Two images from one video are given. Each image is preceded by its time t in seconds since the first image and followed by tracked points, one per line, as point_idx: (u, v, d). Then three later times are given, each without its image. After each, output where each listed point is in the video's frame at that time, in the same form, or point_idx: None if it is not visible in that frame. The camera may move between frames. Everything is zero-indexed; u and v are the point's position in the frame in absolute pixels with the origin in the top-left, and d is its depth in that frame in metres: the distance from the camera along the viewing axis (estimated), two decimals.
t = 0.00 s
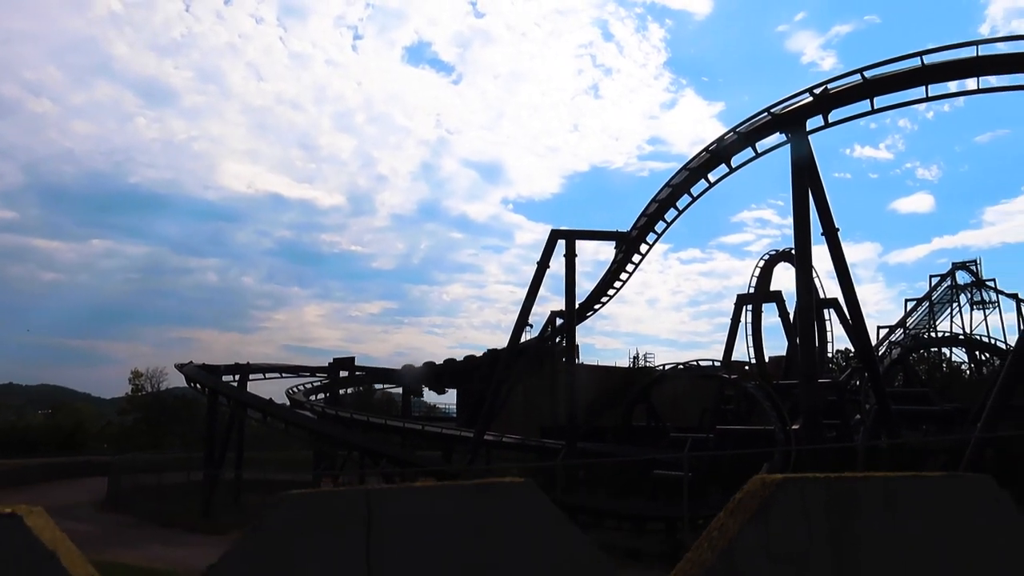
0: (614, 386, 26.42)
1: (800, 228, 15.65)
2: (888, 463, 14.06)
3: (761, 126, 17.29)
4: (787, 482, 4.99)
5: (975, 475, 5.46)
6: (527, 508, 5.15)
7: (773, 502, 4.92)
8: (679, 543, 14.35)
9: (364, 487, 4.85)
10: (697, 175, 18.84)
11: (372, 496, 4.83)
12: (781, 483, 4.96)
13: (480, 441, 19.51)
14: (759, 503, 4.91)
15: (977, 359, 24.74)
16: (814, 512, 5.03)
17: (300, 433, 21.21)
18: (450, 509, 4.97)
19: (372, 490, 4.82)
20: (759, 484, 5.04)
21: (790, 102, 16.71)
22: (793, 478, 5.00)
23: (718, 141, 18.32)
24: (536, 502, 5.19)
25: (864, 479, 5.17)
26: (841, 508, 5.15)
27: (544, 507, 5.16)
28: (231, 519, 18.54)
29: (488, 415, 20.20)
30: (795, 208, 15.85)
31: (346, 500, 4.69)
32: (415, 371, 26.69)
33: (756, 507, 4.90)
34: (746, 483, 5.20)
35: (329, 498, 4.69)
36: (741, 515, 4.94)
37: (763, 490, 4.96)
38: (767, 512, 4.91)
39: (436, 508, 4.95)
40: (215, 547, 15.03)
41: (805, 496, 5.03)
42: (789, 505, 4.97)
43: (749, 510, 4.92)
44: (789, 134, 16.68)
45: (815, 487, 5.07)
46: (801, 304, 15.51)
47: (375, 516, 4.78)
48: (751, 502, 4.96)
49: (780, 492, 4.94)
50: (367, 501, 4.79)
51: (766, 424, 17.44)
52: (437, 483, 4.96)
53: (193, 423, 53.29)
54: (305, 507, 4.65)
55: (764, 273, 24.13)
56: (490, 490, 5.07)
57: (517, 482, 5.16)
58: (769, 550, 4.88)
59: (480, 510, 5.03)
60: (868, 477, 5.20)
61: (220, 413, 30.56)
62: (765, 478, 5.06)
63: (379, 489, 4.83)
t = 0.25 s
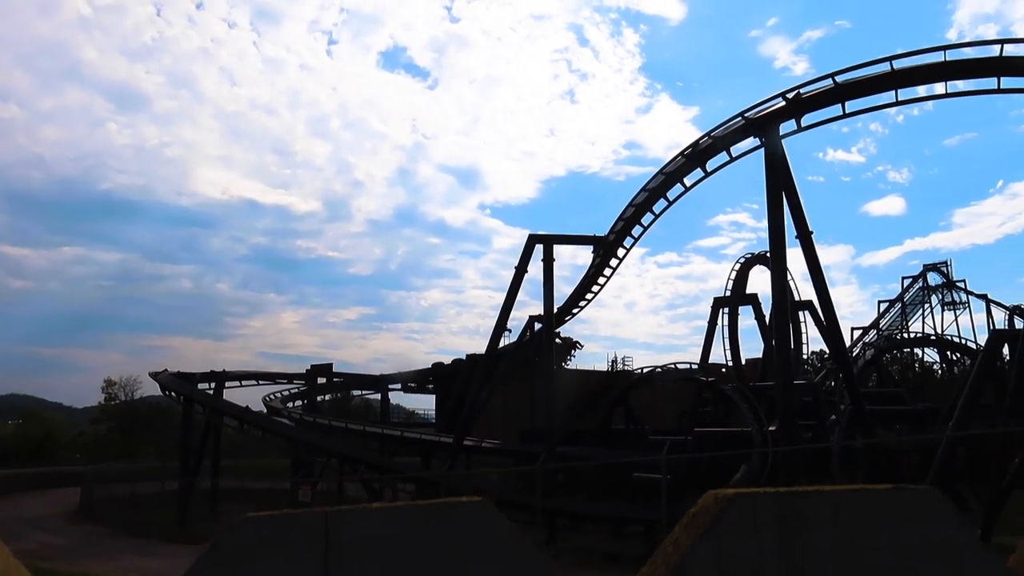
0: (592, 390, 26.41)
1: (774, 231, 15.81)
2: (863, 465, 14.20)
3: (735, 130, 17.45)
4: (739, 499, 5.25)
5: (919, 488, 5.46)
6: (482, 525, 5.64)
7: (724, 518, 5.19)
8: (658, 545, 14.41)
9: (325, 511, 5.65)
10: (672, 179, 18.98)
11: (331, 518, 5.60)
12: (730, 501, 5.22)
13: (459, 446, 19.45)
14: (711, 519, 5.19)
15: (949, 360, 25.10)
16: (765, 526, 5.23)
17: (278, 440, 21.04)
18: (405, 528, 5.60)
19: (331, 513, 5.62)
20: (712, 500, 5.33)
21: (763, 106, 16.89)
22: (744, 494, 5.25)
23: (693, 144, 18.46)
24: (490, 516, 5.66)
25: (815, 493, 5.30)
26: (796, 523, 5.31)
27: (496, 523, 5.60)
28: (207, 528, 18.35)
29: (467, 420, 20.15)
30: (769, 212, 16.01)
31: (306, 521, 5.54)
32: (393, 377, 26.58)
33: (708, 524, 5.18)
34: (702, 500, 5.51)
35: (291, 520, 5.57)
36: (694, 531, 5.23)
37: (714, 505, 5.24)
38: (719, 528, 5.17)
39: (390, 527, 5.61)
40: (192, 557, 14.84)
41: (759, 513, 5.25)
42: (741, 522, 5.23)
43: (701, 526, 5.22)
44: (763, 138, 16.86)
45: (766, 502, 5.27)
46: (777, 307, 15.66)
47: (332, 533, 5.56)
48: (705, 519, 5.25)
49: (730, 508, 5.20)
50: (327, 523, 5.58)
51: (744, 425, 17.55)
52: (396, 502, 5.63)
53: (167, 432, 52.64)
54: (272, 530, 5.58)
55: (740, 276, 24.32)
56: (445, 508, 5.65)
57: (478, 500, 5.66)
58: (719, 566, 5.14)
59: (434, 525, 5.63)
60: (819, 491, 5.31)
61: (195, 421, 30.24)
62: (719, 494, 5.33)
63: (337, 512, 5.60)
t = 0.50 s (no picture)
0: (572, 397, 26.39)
1: (754, 237, 15.94)
2: (842, 469, 14.31)
3: (715, 137, 17.58)
4: (706, 503, 5.21)
5: (882, 491, 5.67)
6: (447, 534, 5.72)
7: (691, 523, 5.12)
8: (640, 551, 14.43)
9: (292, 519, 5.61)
10: (652, 186, 19.09)
11: (298, 526, 5.57)
12: (697, 506, 5.17)
13: (442, 453, 19.38)
14: (678, 525, 5.10)
15: (926, 364, 25.41)
16: (732, 531, 5.24)
17: (258, 448, 20.87)
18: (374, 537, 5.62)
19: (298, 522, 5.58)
20: (680, 505, 5.27)
21: (743, 113, 17.03)
22: (711, 499, 5.22)
23: (673, 151, 18.57)
24: (456, 527, 5.75)
25: (778, 499, 5.42)
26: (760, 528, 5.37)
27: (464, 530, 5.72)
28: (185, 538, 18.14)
29: (449, 427, 20.09)
30: (749, 218, 16.13)
31: (273, 529, 5.50)
32: (375, 384, 26.47)
33: (676, 529, 5.09)
34: (668, 505, 5.45)
35: (255, 529, 5.50)
36: (662, 537, 5.13)
37: (682, 510, 5.18)
38: (686, 534, 5.09)
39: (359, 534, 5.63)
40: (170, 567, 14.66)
41: (726, 516, 5.24)
42: (709, 527, 5.18)
43: (669, 531, 5.12)
44: (743, 145, 17.00)
45: (732, 506, 5.28)
46: (756, 312, 15.77)
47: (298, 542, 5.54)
48: (672, 524, 5.16)
49: (697, 512, 5.15)
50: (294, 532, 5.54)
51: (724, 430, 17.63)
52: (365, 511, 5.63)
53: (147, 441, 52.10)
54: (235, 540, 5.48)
55: (720, 282, 24.48)
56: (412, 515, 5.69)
57: (446, 508, 5.77)
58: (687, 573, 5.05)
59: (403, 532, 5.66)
60: (782, 496, 5.43)
61: (174, 429, 29.93)
62: (687, 499, 5.29)
63: (304, 520, 5.57)
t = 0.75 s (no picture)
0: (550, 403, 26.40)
1: (729, 243, 16.07)
2: (817, 474, 14.45)
3: (691, 144, 17.72)
4: (669, 510, 5.09)
5: (844, 496, 5.38)
6: (412, 545, 5.27)
7: (653, 530, 5.02)
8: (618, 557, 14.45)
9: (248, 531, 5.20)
10: (628, 194, 19.21)
11: (257, 538, 5.16)
12: (659, 512, 5.06)
13: (419, 461, 19.28)
14: (639, 531, 5.02)
15: (899, 369, 25.75)
16: (693, 538, 5.10)
17: (233, 457, 20.65)
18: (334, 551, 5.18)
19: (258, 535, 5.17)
20: (643, 511, 5.17)
21: (718, 121, 17.19)
22: (674, 504, 5.10)
23: (650, 159, 18.71)
24: (420, 538, 5.28)
25: (741, 506, 5.22)
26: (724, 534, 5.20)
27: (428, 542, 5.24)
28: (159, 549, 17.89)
29: (427, 434, 20.02)
30: (725, 225, 16.26)
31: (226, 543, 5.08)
32: (352, 392, 26.30)
33: (637, 537, 5.01)
34: (633, 512, 5.35)
35: (211, 542, 5.09)
36: (624, 545, 5.04)
37: (644, 517, 5.08)
38: (648, 541, 5.00)
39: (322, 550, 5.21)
40: None
41: (688, 522, 5.11)
42: (671, 534, 5.05)
43: (631, 538, 5.03)
44: (718, 153, 17.17)
45: (694, 512, 5.14)
46: (732, 318, 15.91)
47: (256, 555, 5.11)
48: (634, 531, 5.08)
49: (658, 518, 5.03)
50: (252, 543, 5.14)
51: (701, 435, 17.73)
52: (325, 523, 5.24)
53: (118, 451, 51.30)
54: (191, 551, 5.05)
55: (696, 288, 24.66)
56: (373, 525, 5.22)
57: (409, 516, 5.29)
58: None
59: (365, 542, 5.22)
60: (744, 502, 5.23)
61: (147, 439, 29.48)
62: (650, 506, 5.17)
63: (263, 532, 5.15)
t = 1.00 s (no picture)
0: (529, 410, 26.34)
1: (707, 252, 16.20)
2: (794, 481, 14.56)
3: (669, 154, 17.86)
4: (636, 528, 4.78)
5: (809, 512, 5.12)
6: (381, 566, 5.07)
7: (618, 549, 4.72)
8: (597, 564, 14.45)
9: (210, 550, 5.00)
10: (607, 203, 19.31)
11: (220, 559, 4.93)
12: (623, 529, 4.76)
13: (398, 469, 19.18)
14: (603, 551, 4.72)
15: (873, 376, 26.04)
16: (658, 557, 4.79)
17: (209, 466, 20.42)
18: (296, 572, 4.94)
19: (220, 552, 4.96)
20: (608, 529, 4.86)
21: (695, 131, 17.35)
22: (640, 522, 4.79)
23: (629, 168, 18.83)
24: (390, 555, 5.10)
25: (706, 522, 4.92)
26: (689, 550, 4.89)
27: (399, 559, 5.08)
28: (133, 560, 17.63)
29: (405, 442, 19.93)
30: (703, 234, 16.39)
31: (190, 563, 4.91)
32: (330, 400, 26.13)
33: (601, 556, 4.71)
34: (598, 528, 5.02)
35: (175, 562, 4.94)
36: (587, 564, 4.75)
37: (609, 535, 4.78)
38: (612, 560, 4.71)
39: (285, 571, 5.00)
40: None
41: (652, 543, 4.80)
42: (635, 553, 4.75)
43: (594, 558, 4.74)
44: (696, 162, 17.31)
45: (659, 531, 4.84)
46: (710, 326, 16.03)
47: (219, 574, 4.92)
48: (597, 550, 4.78)
49: (622, 537, 4.74)
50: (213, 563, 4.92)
51: (679, 443, 17.80)
52: (292, 543, 5.02)
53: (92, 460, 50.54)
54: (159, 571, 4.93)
55: (674, 296, 24.80)
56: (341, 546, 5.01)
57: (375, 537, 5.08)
58: None
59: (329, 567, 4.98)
60: (709, 519, 4.94)
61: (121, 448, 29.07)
62: (615, 523, 4.87)
63: (226, 552, 4.95)
